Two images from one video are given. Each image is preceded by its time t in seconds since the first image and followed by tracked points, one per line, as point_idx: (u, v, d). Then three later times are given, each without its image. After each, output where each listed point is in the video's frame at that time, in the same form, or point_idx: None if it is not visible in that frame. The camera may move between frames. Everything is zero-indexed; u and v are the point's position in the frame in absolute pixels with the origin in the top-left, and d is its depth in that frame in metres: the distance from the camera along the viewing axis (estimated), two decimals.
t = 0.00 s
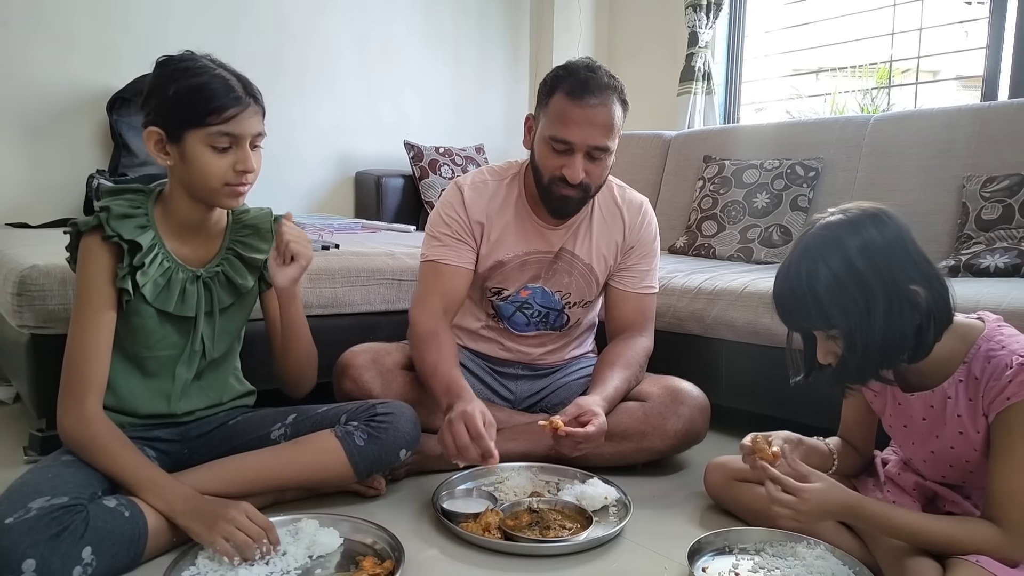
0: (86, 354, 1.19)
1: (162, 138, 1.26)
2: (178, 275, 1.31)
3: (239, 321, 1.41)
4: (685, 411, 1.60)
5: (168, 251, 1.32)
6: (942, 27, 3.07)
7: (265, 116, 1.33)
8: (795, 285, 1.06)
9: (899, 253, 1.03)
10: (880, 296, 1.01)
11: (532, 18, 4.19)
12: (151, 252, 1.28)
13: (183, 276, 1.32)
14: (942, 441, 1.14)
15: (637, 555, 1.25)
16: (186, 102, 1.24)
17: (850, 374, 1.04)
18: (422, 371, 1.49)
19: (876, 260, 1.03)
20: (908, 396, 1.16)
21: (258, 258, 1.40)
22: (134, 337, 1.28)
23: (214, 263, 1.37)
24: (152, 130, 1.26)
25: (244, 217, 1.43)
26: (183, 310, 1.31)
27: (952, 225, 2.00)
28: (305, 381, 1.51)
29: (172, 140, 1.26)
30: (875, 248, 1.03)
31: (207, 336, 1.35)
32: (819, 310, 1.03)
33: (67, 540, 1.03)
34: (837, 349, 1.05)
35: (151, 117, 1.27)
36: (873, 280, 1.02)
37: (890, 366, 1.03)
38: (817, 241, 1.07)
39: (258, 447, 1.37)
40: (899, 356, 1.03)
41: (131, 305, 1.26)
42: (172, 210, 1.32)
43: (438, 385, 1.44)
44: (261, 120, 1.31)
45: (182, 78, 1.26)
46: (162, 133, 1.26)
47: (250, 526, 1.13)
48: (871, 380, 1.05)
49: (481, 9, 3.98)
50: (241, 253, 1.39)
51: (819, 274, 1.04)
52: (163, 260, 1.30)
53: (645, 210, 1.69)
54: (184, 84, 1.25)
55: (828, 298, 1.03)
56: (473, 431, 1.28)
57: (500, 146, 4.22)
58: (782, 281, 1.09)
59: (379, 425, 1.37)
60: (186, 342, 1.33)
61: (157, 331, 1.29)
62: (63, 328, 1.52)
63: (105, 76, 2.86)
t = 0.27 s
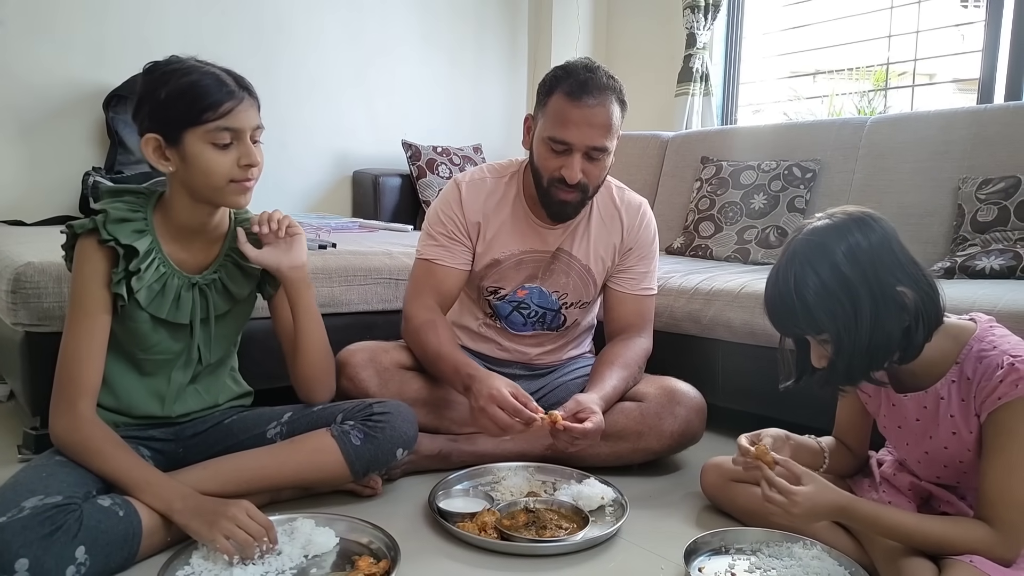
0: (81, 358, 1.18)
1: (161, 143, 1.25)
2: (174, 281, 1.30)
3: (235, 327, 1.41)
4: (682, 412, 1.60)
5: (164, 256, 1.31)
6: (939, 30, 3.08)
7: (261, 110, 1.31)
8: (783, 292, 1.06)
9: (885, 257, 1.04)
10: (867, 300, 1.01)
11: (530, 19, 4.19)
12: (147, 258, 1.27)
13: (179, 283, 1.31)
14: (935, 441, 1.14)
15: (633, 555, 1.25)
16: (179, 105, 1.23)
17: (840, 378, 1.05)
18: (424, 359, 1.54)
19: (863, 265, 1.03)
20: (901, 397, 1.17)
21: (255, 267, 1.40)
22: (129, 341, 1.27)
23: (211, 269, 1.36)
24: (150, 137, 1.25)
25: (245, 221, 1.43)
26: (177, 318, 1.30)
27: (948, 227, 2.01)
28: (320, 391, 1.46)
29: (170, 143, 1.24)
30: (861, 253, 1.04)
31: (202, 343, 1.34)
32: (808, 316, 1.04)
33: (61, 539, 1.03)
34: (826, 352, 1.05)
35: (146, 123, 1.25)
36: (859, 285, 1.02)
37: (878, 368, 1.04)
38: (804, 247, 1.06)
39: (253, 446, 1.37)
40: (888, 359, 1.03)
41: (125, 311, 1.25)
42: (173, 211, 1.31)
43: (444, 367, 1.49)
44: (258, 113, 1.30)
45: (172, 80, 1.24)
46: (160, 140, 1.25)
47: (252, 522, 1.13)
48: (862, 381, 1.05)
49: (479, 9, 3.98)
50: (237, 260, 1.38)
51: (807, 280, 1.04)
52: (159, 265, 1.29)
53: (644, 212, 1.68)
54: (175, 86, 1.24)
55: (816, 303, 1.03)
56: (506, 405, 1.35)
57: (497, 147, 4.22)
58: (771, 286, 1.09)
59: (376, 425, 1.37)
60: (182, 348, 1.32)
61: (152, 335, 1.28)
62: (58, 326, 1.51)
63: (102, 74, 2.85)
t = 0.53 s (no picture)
0: (82, 361, 1.18)
1: (170, 150, 1.25)
2: (179, 284, 1.30)
3: (237, 331, 1.41)
4: (679, 412, 1.60)
5: (170, 259, 1.31)
6: (935, 30, 3.08)
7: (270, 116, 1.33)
8: (776, 295, 1.06)
9: (875, 258, 1.04)
10: (858, 301, 1.02)
11: (527, 18, 4.19)
12: (154, 261, 1.26)
13: (183, 287, 1.31)
14: (931, 440, 1.15)
15: (630, 555, 1.25)
16: (189, 112, 1.23)
17: (834, 379, 1.05)
18: (416, 356, 1.53)
19: (853, 267, 1.03)
20: (897, 396, 1.17)
21: (259, 271, 1.40)
22: (133, 344, 1.27)
23: (216, 273, 1.36)
24: (160, 143, 1.25)
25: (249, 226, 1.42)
26: (181, 321, 1.30)
27: (945, 227, 2.01)
28: (314, 398, 1.46)
29: (181, 151, 1.25)
30: (852, 254, 1.04)
31: (206, 347, 1.34)
32: (799, 318, 1.04)
33: (58, 540, 1.03)
34: (819, 354, 1.05)
35: (155, 129, 1.26)
36: (850, 286, 1.02)
37: (871, 368, 1.04)
38: (795, 250, 1.07)
39: (249, 447, 1.37)
40: (881, 359, 1.03)
41: (129, 314, 1.25)
42: (180, 214, 1.31)
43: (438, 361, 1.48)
44: (267, 119, 1.31)
45: (182, 86, 1.24)
46: (169, 146, 1.25)
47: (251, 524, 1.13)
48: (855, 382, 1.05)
49: (476, 9, 3.98)
50: (241, 264, 1.39)
51: (798, 282, 1.04)
52: (165, 269, 1.28)
53: (641, 213, 1.68)
54: (185, 92, 1.24)
55: (807, 305, 1.03)
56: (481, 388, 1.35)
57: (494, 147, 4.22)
58: (764, 289, 1.09)
59: (372, 428, 1.37)
60: (185, 352, 1.32)
61: (155, 338, 1.28)
62: (55, 327, 1.51)
63: (98, 74, 2.85)
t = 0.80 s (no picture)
0: (86, 360, 1.17)
1: (180, 151, 1.25)
2: (184, 284, 1.30)
3: (238, 331, 1.41)
4: (675, 411, 1.61)
5: (176, 259, 1.30)
6: (932, 29, 3.08)
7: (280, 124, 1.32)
8: (774, 299, 1.06)
9: (872, 260, 1.04)
10: (856, 302, 1.02)
11: (523, 18, 4.19)
12: (161, 260, 1.26)
13: (189, 286, 1.31)
14: (928, 439, 1.15)
15: (627, 554, 1.25)
16: (201, 115, 1.23)
17: (835, 382, 1.04)
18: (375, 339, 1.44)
19: (849, 268, 1.03)
20: (893, 395, 1.17)
21: (265, 272, 1.40)
22: (138, 343, 1.26)
23: (221, 273, 1.36)
24: (169, 146, 1.25)
25: (254, 228, 1.42)
26: (186, 321, 1.30)
27: (941, 226, 2.01)
28: (310, 402, 1.46)
29: (191, 152, 1.24)
30: (848, 256, 1.04)
31: (208, 348, 1.34)
32: (797, 321, 1.04)
33: (55, 541, 1.03)
34: (819, 357, 1.05)
35: (166, 131, 1.26)
36: (847, 288, 1.02)
37: (869, 370, 1.04)
38: (791, 253, 1.07)
39: (246, 447, 1.36)
40: (879, 360, 1.03)
41: (134, 313, 1.24)
42: (186, 214, 1.30)
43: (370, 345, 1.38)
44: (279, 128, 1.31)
45: (197, 89, 1.25)
46: (179, 147, 1.24)
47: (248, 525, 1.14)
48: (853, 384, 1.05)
49: (472, 8, 3.98)
50: (247, 264, 1.39)
51: (795, 285, 1.04)
52: (171, 268, 1.28)
53: (635, 211, 1.69)
54: (198, 96, 1.24)
55: (805, 308, 1.03)
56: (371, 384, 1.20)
57: (490, 146, 4.22)
58: (762, 291, 1.09)
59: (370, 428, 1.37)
60: (188, 352, 1.32)
61: (159, 338, 1.28)
62: (52, 328, 1.51)
63: (94, 74, 2.85)
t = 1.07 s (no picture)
0: (88, 358, 1.17)
1: (175, 150, 1.25)
2: (185, 282, 1.30)
3: (237, 330, 1.41)
4: (673, 412, 1.61)
5: (177, 258, 1.30)
6: (930, 29, 3.09)
7: (279, 139, 1.30)
8: (773, 303, 1.06)
9: (869, 263, 1.04)
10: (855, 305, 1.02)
11: (521, 18, 4.19)
12: (163, 258, 1.27)
13: (190, 285, 1.31)
14: (926, 440, 1.15)
15: (624, 554, 1.25)
16: (200, 119, 1.22)
17: (836, 385, 1.04)
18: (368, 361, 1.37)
19: (847, 271, 1.03)
20: (892, 396, 1.17)
21: (264, 271, 1.40)
22: (139, 341, 1.26)
23: (221, 273, 1.36)
24: (167, 143, 1.25)
25: (255, 228, 1.42)
26: (185, 320, 1.29)
27: (938, 226, 2.02)
28: (307, 401, 1.46)
29: (184, 154, 1.24)
30: (845, 259, 1.04)
31: (208, 347, 1.35)
32: (796, 324, 1.04)
33: (51, 538, 1.03)
34: (819, 360, 1.05)
35: (168, 129, 1.26)
36: (846, 292, 1.02)
37: (869, 372, 1.04)
38: (789, 256, 1.07)
39: (243, 446, 1.37)
40: (880, 362, 1.03)
41: (135, 311, 1.24)
42: (185, 214, 1.30)
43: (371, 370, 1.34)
44: (275, 140, 1.29)
45: (200, 93, 1.24)
46: (175, 146, 1.25)
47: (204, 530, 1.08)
48: (854, 386, 1.05)
49: (470, 8, 3.98)
50: (246, 263, 1.39)
51: (794, 289, 1.04)
52: (172, 266, 1.28)
53: (627, 207, 1.68)
54: (200, 99, 1.24)
55: (805, 311, 1.03)
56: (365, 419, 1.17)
57: (488, 146, 4.22)
58: (761, 294, 1.09)
59: (368, 428, 1.37)
60: (188, 351, 1.32)
61: (159, 335, 1.28)
62: (49, 326, 1.51)
63: (92, 72, 2.85)
